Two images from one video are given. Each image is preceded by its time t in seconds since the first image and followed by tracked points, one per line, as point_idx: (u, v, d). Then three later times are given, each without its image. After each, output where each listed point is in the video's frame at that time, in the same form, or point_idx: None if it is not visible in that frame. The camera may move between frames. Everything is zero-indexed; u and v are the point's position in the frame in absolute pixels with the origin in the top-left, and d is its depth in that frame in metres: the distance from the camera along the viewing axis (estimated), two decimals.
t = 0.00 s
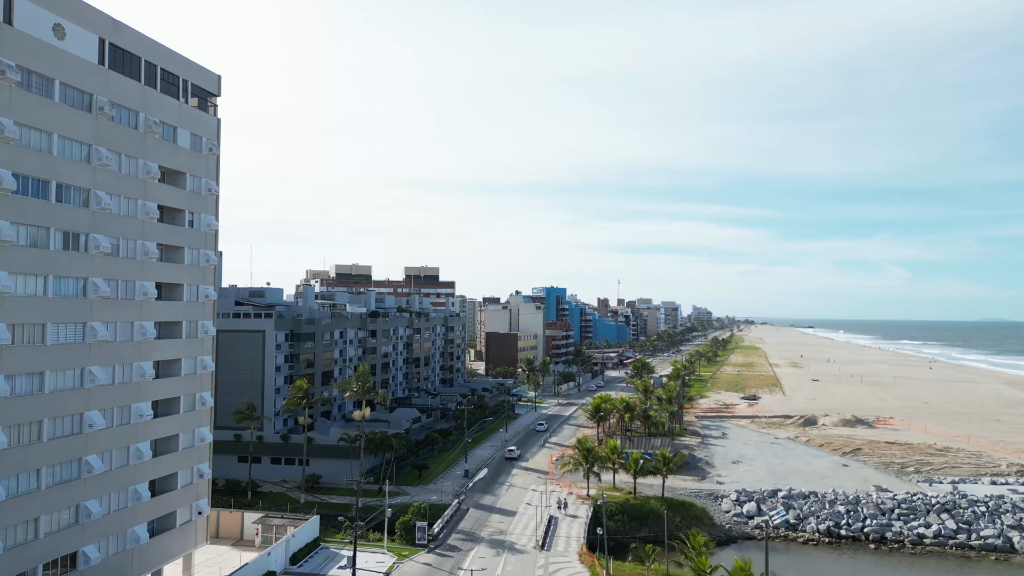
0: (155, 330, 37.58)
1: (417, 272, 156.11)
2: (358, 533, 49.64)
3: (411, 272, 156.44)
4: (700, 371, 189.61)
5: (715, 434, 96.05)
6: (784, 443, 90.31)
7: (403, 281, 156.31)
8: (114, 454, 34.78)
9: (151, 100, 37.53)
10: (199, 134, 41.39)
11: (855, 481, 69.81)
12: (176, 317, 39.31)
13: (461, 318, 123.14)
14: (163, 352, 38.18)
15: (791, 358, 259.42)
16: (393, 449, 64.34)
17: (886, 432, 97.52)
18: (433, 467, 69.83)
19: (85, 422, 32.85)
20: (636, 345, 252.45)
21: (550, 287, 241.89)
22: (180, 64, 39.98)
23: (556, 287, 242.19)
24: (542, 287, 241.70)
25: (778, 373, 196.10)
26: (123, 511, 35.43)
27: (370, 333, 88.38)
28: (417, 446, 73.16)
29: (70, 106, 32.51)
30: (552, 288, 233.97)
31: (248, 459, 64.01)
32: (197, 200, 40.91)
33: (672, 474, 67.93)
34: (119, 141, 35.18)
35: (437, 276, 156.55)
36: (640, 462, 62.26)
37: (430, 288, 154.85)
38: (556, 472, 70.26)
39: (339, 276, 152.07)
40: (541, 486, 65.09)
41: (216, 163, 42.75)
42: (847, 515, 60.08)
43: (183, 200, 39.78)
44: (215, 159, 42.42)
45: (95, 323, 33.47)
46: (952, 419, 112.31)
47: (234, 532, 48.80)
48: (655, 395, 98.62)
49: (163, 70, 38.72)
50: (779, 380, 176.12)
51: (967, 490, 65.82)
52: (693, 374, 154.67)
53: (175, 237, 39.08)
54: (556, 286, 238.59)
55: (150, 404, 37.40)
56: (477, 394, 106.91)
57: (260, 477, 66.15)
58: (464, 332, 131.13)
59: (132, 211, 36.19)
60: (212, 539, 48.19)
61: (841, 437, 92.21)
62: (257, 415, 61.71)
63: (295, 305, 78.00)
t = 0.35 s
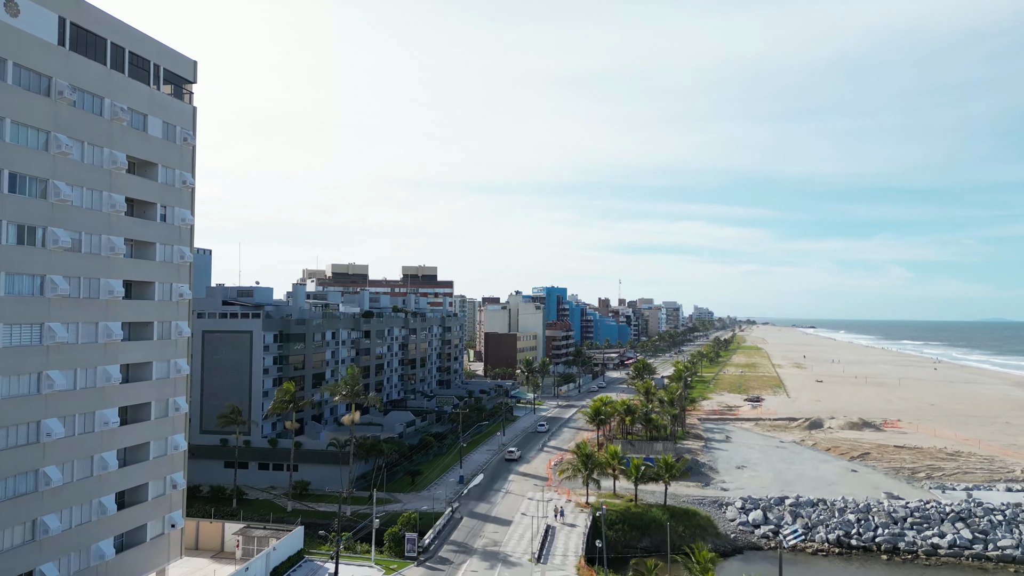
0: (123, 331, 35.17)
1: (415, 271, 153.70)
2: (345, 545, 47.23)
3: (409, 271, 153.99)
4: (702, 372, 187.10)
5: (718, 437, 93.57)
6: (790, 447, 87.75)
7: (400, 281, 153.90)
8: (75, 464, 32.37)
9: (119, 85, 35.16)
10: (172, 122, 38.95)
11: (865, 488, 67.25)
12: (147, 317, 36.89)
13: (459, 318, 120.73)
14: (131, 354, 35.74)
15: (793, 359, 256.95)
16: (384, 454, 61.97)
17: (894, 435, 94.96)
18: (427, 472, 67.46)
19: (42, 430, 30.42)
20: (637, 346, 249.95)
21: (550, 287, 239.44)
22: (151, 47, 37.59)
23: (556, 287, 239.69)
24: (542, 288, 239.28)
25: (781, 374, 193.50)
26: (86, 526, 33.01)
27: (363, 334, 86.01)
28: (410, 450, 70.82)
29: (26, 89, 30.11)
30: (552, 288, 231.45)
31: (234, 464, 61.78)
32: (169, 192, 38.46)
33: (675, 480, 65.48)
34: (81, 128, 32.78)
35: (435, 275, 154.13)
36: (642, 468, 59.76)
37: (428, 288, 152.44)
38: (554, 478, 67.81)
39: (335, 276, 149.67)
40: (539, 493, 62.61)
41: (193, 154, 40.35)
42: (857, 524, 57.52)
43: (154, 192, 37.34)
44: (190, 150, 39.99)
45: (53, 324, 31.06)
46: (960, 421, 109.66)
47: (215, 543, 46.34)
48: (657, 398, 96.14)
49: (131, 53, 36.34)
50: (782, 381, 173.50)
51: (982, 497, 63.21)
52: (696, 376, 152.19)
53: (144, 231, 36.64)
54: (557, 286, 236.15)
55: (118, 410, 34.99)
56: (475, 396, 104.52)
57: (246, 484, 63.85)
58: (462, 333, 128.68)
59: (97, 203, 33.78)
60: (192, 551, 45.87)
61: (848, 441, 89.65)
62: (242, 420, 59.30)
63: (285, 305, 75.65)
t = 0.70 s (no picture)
0: (85, 333, 32.75)
1: (412, 271, 151.13)
2: (329, 558, 44.77)
3: (407, 270, 151.43)
4: (704, 373, 184.38)
5: (722, 441, 91.00)
6: (796, 451, 85.09)
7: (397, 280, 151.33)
8: (31, 476, 29.93)
9: (81, 68, 32.68)
10: (142, 109, 36.46)
11: (875, 495, 64.64)
12: (113, 317, 34.46)
13: (456, 318, 118.22)
14: (95, 357, 33.31)
15: (796, 359, 254.27)
16: (375, 460, 59.55)
17: (902, 438, 92.30)
18: (420, 478, 64.96)
19: None
20: (639, 346, 247.30)
21: (550, 286, 236.70)
22: (117, 28, 35.07)
23: (557, 287, 237.07)
24: (542, 287, 236.56)
25: (784, 375, 190.77)
26: (43, 543, 30.54)
27: (356, 334, 83.60)
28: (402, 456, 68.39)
29: None
30: (552, 288, 228.83)
31: (218, 470, 59.43)
32: (138, 184, 36.00)
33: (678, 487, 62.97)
34: (38, 114, 30.34)
35: (433, 275, 151.52)
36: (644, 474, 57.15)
37: (426, 288, 149.83)
38: (552, 484, 65.28)
39: (331, 275, 147.13)
40: (536, 500, 60.00)
41: (165, 143, 37.88)
42: (869, 533, 54.91)
43: (121, 184, 34.91)
44: (163, 139, 37.55)
45: (5, 324, 28.65)
46: (970, 424, 106.90)
47: (193, 555, 43.82)
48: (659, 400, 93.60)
49: (95, 34, 33.83)
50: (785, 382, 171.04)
51: (998, 505, 60.58)
52: (698, 377, 149.55)
53: (110, 225, 34.20)
54: (557, 286, 233.45)
55: (80, 418, 32.54)
56: (472, 399, 102.03)
57: (232, 490, 61.51)
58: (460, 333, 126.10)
59: (56, 194, 31.38)
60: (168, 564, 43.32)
61: (856, 445, 87.01)
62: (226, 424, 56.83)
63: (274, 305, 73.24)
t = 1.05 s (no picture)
0: (43, 334, 30.36)
1: (410, 270, 148.59)
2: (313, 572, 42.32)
3: (404, 269, 148.86)
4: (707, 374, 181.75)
5: (726, 445, 88.48)
6: (803, 456, 82.53)
7: (395, 279, 148.81)
8: None
9: (38, 48, 30.20)
10: (107, 93, 33.99)
11: (887, 503, 62.07)
12: (76, 317, 32.10)
13: (454, 319, 115.80)
14: (55, 361, 30.93)
15: (800, 360, 251.56)
16: (365, 467, 57.11)
17: (912, 442, 89.66)
18: (412, 485, 62.48)
19: None
20: (640, 346, 244.45)
21: (551, 286, 234.10)
22: (79, 5, 32.56)
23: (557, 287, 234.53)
24: (543, 287, 233.97)
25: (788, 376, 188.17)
26: None
27: (349, 335, 81.17)
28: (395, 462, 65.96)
29: None
30: (552, 288, 226.16)
31: (201, 477, 57.06)
32: (104, 174, 33.58)
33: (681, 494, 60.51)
34: None
35: (430, 274, 148.99)
36: (645, 482, 54.54)
37: (423, 287, 147.31)
38: (550, 491, 62.80)
39: (327, 274, 144.66)
40: (533, 508, 57.50)
41: (134, 131, 35.44)
42: (882, 544, 52.32)
43: (84, 174, 32.49)
44: (131, 127, 35.14)
45: None
46: (980, 427, 104.18)
47: (169, 570, 41.39)
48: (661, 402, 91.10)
49: (55, 11, 31.34)
50: (785, 381, 170.58)
51: (1016, 513, 57.93)
52: (701, 378, 146.95)
53: (71, 218, 31.81)
54: (558, 286, 230.86)
55: (37, 426, 30.16)
56: (470, 401, 99.58)
57: (217, 498, 59.17)
58: (457, 333, 123.56)
59: (10, 184, 28.97)
60: None
61: (865, 449, 84.41)
62: (209, 429, 54.43)
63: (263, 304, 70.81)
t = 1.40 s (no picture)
0: None
1: (408, 269, 146.26)
2: None
3: (401, 269, 146.41)
4: (708, 375, 179.36)
5: (730, 448, 86.11)
6: (809, 460, 80.06)
7: (392, 279, 146.38)
8: None
9: None
10: (68, 76, 31.55)
11: (900, 511, 59.55)
12: (33, 317, 29.68)
13: (451, 319, 113.43)
14: (8, 364, 28.51)
15: (802, 360, 249.21)
16: (355, 473, 54.65)
17: (921, 446, 87.25)
18: (405, 492, 60.02)
19: None
20: (641, 346, 241.99)
21: (551, 286, 231.68)
22: None
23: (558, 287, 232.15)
24: (543, 287, 231.63)
25: (791, 376, 185.79)
26: None
27: (342, 335, 78.85)
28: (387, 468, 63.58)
29: None
30: (553, 288, 223.55)
31: (183, 484, 54.73)
32: (64, 163, 31.16)
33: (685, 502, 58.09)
34: None
35: (428, 273, 146.51)
36: (647, 490, 52.09)
37: (421, 287, 145.02)
38: (549, 498, 60.37)
39: (323, 274, 142.28)
40: (530, 517, 55.08)
41: (99, 118, 33.04)
42: (897, 556, 49.80)
43: (42, 162, 30.10)
44: (96, 113, 32.79)
45: None
46: (990, 430, 101.61)
47: None
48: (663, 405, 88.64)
49: None
50: (786, 381, 169.59)
51: None
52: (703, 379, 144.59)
53: (27, 209, 29.39)
54: (558, 285, 228.56)
55: None
56: (467, 403, 97.26)
57: (201, 506, 56.94)
58: (455, 333, 121.09)
59: None
60: None
61: (873, 453, 81.94)
62: (190, 435, 52.02)
63: (252, 304, 68.46)
